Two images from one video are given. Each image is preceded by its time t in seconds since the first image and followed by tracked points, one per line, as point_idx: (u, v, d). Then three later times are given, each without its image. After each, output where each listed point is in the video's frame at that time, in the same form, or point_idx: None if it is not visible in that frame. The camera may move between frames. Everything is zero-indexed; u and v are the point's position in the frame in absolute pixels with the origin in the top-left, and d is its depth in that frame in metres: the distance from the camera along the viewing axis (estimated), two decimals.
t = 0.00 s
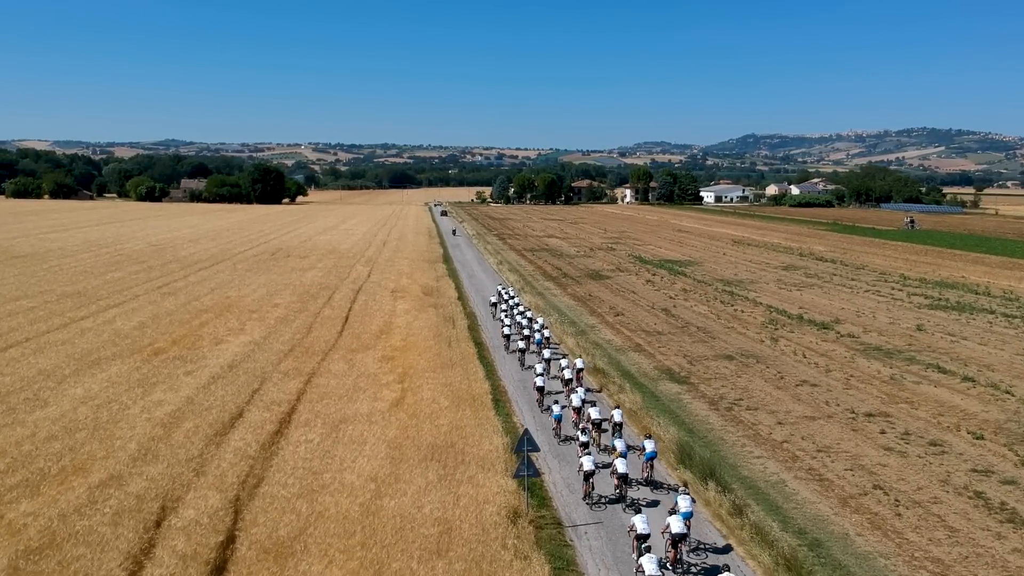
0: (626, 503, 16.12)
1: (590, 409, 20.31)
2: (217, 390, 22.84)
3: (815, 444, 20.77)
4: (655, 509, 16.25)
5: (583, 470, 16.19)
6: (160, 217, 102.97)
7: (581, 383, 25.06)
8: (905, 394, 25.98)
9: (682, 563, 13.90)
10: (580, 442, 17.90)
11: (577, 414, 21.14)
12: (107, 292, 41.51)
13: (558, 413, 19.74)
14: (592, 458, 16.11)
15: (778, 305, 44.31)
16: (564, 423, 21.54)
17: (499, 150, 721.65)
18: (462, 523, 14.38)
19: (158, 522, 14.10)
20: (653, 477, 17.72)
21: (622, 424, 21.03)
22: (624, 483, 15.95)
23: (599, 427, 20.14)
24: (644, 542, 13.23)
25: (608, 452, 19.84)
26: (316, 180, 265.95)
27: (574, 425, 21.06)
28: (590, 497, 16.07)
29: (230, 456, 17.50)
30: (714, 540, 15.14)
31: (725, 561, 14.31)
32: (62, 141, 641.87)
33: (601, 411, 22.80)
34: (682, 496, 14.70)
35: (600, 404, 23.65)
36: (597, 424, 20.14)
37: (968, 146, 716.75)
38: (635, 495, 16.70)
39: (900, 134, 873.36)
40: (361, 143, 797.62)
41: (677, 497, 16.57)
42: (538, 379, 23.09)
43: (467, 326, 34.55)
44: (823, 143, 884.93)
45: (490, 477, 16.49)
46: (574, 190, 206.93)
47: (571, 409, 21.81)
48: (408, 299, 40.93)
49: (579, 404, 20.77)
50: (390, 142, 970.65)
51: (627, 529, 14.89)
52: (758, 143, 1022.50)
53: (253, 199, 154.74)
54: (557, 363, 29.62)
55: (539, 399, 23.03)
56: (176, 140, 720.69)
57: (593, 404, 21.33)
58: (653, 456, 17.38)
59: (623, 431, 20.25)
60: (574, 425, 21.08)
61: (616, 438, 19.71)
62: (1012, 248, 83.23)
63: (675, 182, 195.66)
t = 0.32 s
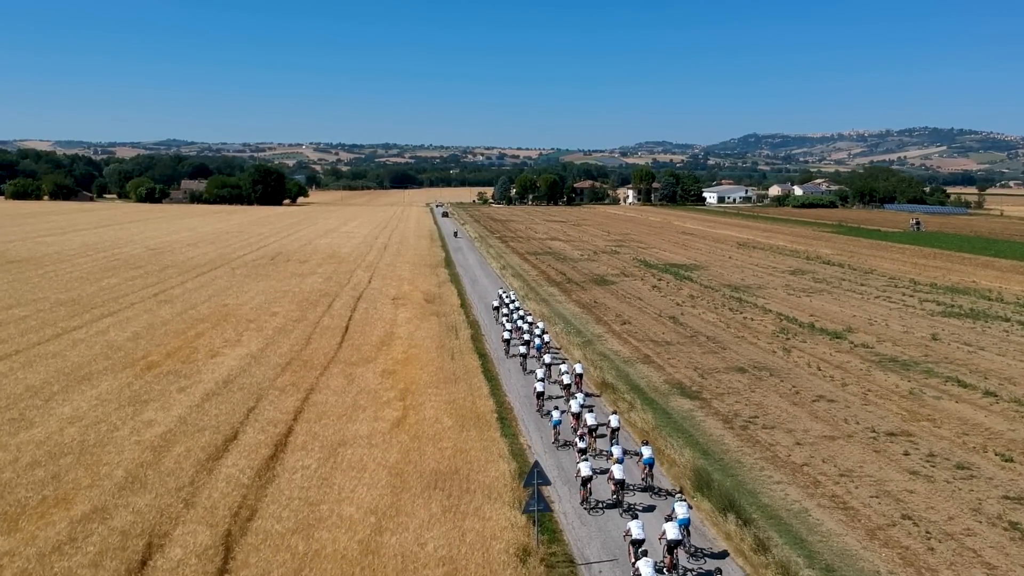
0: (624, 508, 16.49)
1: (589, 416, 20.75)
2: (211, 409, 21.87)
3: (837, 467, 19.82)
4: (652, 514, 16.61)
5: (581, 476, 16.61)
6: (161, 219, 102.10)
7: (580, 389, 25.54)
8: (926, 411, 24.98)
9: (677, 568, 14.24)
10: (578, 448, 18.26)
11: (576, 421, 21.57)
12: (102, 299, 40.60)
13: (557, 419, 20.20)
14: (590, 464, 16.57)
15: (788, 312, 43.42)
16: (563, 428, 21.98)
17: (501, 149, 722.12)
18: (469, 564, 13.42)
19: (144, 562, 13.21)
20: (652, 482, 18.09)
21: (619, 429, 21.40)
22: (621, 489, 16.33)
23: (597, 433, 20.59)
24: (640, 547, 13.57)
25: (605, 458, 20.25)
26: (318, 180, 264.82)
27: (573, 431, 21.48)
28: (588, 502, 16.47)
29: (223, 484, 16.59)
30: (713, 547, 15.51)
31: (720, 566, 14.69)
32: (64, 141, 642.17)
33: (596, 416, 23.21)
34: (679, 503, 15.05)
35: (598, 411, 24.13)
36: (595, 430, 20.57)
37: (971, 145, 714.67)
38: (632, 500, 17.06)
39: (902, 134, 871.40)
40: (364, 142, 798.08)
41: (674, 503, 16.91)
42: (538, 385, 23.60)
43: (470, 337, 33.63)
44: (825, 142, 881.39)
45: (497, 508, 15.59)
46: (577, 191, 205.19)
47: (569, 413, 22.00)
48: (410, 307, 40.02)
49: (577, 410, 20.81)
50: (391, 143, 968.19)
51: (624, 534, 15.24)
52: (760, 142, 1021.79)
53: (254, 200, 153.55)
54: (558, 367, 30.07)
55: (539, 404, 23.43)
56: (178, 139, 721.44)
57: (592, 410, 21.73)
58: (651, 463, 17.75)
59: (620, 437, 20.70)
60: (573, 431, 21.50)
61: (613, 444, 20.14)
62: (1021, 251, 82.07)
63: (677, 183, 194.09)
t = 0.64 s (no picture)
0: (620, 513, 16.87)
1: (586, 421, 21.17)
2: (204, 427, 21.00)
3: (859, 491, 18.93)
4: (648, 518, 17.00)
5: (578, 481, 16.99)
6: (161, 222, 101.45)
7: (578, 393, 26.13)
8: (946, 428, 24.05)
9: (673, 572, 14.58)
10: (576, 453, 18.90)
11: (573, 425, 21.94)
12: (97, 306, 39.76)
13: (557, 424, 20.70)
14: (587, 470, 16.94)
15: (797, 319, 42.56)
16: (562, 432, 22.40)
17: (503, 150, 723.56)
18: None
19: None
20: (648, 488, 18.54)
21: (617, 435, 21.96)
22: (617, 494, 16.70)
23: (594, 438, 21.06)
24: (636, 551, 13.93)
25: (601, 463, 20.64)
26: (320, 182, 264.05)
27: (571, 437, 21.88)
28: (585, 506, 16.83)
29: (215, 512, 15.76)
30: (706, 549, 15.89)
31: (714, 569, 15.13)
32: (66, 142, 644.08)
33: (593, 421, 23.90)
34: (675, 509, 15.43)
35: (595, 417, 24.63)
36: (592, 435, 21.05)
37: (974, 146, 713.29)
38: (627, 505, 17.45)
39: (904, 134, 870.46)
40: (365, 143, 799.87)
41: (670, 508, 17.36)
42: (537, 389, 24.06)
43: (473, 346, 32.82)
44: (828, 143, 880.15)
45: (503, 541, 14.75)
46: (579, 193, 204.10)
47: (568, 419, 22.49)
48: (411, 315, 39.20)
49: (576, 415, 21.29)
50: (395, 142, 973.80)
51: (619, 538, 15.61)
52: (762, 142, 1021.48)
53: (255, 202, 152.90)
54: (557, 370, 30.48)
55: (538, 408, 23.98)
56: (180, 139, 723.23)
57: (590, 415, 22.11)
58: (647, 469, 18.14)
59: (616, 442, 21.19)
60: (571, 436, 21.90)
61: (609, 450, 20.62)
62: None
63: (679, 184, 192.97)
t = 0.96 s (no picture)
0: (614, 518, 17.15)
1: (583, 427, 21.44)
2: (195, 450, 20.02)
3: (883, 519, 18.00)
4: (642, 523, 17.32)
5: (573, 487, 17.27)
6: (159, 224, 100.36)
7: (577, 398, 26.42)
8: (969, 447, 23.09)
9: None
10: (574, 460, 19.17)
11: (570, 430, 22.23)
12: (89, 315, 38.72)
13: (554, 429, 21.08)
14: (582, 476, 17.23)
15: (805, 327, 41.71)
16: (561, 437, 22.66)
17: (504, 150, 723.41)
18: None
19: None
20: (642, 492, 18.85)
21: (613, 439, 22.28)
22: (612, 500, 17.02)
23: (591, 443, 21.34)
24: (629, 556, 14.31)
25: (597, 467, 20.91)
26: (321, 183, 262.44)
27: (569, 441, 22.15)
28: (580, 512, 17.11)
29: (202, 548, 14.80)
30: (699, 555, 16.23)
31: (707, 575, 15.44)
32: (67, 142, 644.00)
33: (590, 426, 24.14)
34: (668, 516, 15.78)
35: (592, 421, 24.87)
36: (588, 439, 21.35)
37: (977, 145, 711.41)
38: (622, 510, 17.75)
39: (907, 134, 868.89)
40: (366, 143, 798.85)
41: (663, 513, 17.62)
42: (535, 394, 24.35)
43: (475, 357, 32.00)
44: (830, 143, 878.06)
45: None
46: (580, 194, 202.90)
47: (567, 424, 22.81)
48: (411, 323, 38.36)
49: (574, 421, 21.41)
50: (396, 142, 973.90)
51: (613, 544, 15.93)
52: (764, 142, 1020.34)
53: (255, 204, 151.86)
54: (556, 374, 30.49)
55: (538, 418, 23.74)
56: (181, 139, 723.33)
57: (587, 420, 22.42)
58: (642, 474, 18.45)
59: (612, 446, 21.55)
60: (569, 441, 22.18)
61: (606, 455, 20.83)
62: None
63: (682, 185, 192.04)
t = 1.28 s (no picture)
0: (610, 522, 17.37)
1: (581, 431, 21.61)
2: (184, 472, 19.07)
3: (905, 546, 17.13)
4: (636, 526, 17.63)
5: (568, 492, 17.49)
6: (159, 226, 99.54)
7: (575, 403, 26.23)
8: (990, 466, 22.20)
9: None
10: (571, 464, 19.07)
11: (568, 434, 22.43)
12: (81, 323, 37.78)
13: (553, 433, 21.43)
14: (577, 481, 17.41)
15: (812, 334, 40.90)
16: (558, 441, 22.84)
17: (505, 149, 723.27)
18: None
19: None
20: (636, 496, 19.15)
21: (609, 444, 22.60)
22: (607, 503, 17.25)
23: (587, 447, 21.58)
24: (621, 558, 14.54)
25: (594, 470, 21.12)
26: (322, 183, 261.62)
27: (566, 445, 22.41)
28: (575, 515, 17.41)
29: None
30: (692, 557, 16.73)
31: None
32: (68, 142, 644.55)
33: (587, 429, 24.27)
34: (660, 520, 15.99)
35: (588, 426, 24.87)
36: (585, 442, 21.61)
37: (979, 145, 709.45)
38: (617, 513, 18.00)
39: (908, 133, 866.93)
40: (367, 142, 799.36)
41: (657, 515, 17.92)
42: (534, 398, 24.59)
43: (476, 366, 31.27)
44: (832, 143, 876.81)
45: None
46: (581, 195, 201.71)
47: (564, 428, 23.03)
48: (411, 331, 37.59)
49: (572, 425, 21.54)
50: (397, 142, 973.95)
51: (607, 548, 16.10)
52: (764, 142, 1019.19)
53: (255, 204, 150.99)
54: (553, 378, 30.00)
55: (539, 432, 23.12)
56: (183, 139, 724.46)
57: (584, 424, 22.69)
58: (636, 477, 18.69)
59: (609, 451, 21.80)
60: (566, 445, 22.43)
61: (601, 459, 20.93)
62: None
63: (683, 186, 191.26)
